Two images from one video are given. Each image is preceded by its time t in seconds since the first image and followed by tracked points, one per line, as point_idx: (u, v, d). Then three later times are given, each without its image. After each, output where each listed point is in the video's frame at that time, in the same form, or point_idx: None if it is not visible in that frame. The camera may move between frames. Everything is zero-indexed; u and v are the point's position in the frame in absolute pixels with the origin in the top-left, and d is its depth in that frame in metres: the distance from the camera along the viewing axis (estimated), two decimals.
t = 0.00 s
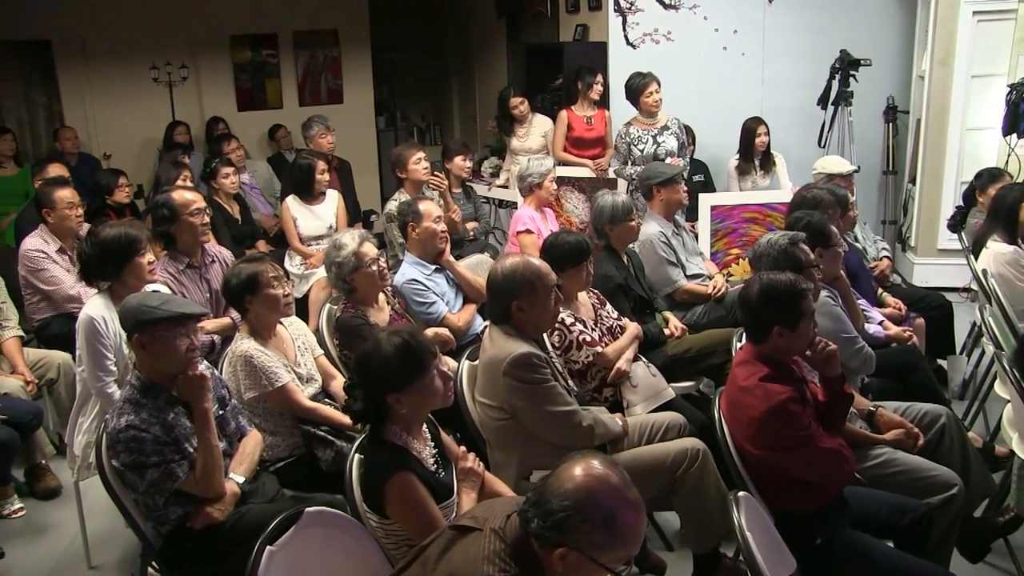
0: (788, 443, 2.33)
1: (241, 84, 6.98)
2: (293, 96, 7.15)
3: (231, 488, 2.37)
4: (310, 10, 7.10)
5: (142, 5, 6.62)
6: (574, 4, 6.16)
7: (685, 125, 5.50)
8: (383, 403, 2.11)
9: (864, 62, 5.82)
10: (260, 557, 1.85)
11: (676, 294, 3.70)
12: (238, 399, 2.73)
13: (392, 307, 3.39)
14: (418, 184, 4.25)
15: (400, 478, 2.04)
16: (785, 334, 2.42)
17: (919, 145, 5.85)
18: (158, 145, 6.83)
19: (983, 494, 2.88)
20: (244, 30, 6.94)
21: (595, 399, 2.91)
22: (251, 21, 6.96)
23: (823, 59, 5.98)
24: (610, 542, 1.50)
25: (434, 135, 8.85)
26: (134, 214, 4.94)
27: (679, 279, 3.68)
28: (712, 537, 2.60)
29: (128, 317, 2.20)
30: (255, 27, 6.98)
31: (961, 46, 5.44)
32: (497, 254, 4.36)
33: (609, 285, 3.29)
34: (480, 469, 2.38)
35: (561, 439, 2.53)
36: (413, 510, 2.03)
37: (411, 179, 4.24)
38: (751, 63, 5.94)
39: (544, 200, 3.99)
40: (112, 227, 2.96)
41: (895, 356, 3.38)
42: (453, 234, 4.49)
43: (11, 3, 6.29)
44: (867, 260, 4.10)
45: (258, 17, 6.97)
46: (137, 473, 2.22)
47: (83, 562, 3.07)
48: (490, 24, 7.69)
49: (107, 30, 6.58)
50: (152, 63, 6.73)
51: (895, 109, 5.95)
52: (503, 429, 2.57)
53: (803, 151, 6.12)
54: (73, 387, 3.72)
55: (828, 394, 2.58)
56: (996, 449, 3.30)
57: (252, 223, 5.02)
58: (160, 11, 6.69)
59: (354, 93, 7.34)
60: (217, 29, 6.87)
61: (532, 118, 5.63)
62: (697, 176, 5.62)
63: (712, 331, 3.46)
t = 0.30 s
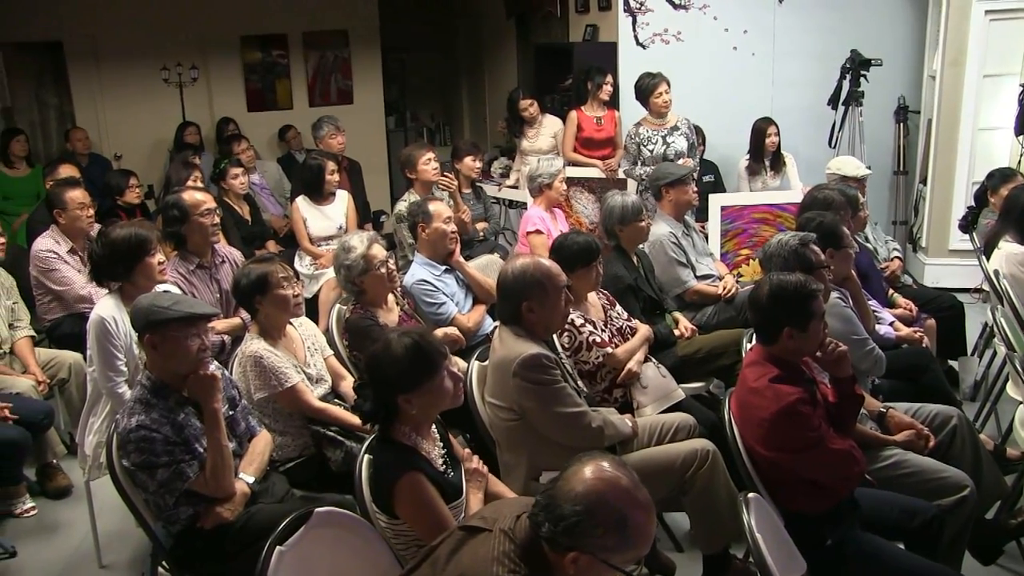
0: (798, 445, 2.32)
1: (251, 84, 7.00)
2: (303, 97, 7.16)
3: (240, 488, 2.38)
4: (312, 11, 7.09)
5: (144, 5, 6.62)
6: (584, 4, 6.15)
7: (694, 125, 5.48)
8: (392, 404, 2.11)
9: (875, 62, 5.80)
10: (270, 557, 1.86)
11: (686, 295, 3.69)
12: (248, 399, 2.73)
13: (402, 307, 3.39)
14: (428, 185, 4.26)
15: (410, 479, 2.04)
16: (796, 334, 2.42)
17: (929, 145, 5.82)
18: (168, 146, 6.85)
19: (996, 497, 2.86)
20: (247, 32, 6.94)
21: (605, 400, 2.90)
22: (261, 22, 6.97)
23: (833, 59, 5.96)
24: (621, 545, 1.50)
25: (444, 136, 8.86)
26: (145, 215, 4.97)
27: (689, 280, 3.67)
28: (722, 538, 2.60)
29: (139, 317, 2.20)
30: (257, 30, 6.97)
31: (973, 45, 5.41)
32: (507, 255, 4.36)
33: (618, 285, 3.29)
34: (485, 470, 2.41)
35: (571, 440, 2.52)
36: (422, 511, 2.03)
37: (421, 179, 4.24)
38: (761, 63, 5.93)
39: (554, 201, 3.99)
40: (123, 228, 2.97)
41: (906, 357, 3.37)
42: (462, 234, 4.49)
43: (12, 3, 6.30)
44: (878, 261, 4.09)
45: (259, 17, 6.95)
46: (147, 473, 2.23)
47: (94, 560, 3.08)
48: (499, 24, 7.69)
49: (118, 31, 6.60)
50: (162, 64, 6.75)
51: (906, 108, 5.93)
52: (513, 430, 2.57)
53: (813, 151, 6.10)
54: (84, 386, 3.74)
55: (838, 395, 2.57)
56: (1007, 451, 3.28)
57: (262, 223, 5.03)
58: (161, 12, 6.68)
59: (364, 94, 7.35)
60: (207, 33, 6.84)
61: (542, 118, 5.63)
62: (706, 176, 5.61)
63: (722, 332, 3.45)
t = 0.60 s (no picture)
0: (808, 448, 2.32)
1: (263, 86, 7.02)
2: (314, 98, 7.19)
3: (251, 488, 2.39)
4: (312, 11, 7.09)
5: (144, 5, 6.62)
6: (595, 6, 6.14)
7: (705, 127, 5.48)
8: (404, 405, 2.12)
9: (887, 64, 5.78)
10: (281, 556, 1.85)
11: (696, 297, 3.69)
12: (258, 400, 2.74)
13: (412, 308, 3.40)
14: (439, 186, 4.26)
15: (420, 480, 2.04)
16: (806, 337, 2.41)
17: (942, 148, 5.79)
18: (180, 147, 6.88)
19: (1009, 502, 2.84)
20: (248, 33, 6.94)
21: (615, 403, 2.90)
22: (273, 23, 7.00)
23: (845, 61, 5.94)
24: (633, 547, 1.50)
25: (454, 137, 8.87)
26: (157, 215, 4.99)
27: (700, 283, 3.67)
28: (732, 541, 2.59)
29: (152, 317, 2.22)
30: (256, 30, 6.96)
31: (986, 47, 5.39)
32: (517, 257, 4.36)
33: (629, 288, 3.29)
34: (494, 471, 2.40)
35: (581, 442, 2.52)
36: (431, 512, 2.04)
37: (432, 181, 4.25)
38: (772, 65, 5.91)
39: (565, 203, 3.99)
40: (135, 228, 2.99)
41: (917, 361, 3.36)
42: (473, 236, 4.50)
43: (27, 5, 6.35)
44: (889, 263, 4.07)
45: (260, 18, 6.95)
46: (159, 472, 2.24)
47: (105, 559, 3.10)
48: (510, 26, 7.69)
49: (131, 33, 6.64)
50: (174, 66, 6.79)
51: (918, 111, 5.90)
52: (523, 432, 2.57)
53: (824, 153, 6.08)
54: (96, 386, 3.77)
55: (849, 398, 2.56)
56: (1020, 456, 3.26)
57: (272, 224, 5.04)
58: (162, 11, 6.69)
59: (374, 95, 7.37)
60: (216, 32, 6.86)
61: (553, 120, 5.63)
62: (717, 178, 5.60)
63: (733, 334, 3.45)
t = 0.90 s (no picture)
0: (823, 451, 2.31)
1: (279, 88, 7.07)
2: (330, 101, 7.22)
3: (266, 489, 2.40)
4: (311, 9, 7.07)
5: (144, 5, 6.62)
6: (610, 8, 6.13)
7: (720, 130, 5.47)
8: (419, 407, 2.13)
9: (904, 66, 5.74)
10: (296, 555, 1.87)
11: (711, 301, 3.68)
12: (275, 401, 2.76)
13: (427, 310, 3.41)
14: (454, 189, 4.28)
15: (434, 482, 2.05)
16: (822, 340, 2.40)
17: (960, 150, 5.76)
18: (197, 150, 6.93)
19: None
20: (245, 33, 6.93)
21: (629, 405, 2.90)
22: (289, 26, 7.04)
23: (862, 63, 5.91)
24: (647, 550, 1.49)
25: (469, 140, 8.88)
26: (175, 217, 5.03)
27: (715, 285, 3.66)
28: (746, 544, 2.58)
29: (170, 317, 2.23)
30: (252, 29, 6.94)
31: (1005, 49, 5.35)
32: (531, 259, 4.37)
33: (644, 290, 3.28)
34: (507, 473, 2.42)
35: (595, 445, 2.52)
36: (445, 513, 2.04)
37: (446, 183, 4.26)
38: (788, 67, 5.89)
39: (580, 205, 3.99)
40: (153, 230, 3.01)
41: (934, 365, 3.34)
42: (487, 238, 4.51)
43: (46, 9, 6.41)
44: (906, 266, 4.05)
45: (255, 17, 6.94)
46: (176, 472, 2.26)
47: (122, 558, 3.12)
48: (525, 28, 7.69)
49: (150, 36, 6.70)
50: (192, 69, 6.84)
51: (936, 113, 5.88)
52: (537, 434, 2.57)
53: (840, 155, 6.06)
54: (113, 386, 3.81)
55: (864, 402, 2.55)
56: None
57: (288, 226, 5.07)
58: (160, 12, 6.68)
59: (389, 98, 7.39)
60: (213, 29, 6.85)
61: (568, 123, 5.64)
62: (732, 181, 5.59)
63: (748, 337, 3.44)
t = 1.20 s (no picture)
0: (839, 454, 2.30)
1: (296, 90, 7.10)
2: (347, 102, 7.24)
3: (283, 488, 2.42)
4: (311, 8, 7.05)
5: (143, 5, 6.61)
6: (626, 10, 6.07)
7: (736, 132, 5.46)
8: (435, 408, 2.14)
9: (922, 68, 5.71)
10: (313, 554, 1.87)
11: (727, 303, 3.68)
12: (291, 401, 2.78)
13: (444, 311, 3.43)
14: (470, 190, 4.29)
15: (450, 482, 2.06)
16: (837, 343, 2.40)
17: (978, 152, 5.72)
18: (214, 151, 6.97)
19: None
20: (241, 31, 6.91)
21: (645, 407, 2.90)
22: (306, 28, 7.07)
23: (879, 64, 5.89)
24: (660, 547, 1.50)
25: (486, 141, 8.90)
26: (193, 218, 5.06)
27: (733, 287, 3.67)
28: (762, 546, 2.57)
29: (188, 317, 2.25)
30: (252, 28, 6.94)
31: None
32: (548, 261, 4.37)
33: (660, 292, 3.28)
34: (523, 473, 2.42)
35: (610, 446, 2.52)
36: (461, 513, 2.05)
37: (463, 185, 4.27)
38: (804, 70, 5.82)
39: (597, 207, 4.00)
40: (171, 231, 3.04)
41: (952, 368, 3.32)
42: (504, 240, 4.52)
43: (66, 11, 6.47)
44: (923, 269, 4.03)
45: (255, 17, 6.93)
46: (193, 471, 2.28)
47: (140, 556, 3.15)
48: (541, 29, 7.69)
49: (168, 38, 6.75)
50: (209, 71, 6.88)
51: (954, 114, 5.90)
52: (553, 435, 2.58)
53: (857, 157, 6.03)
54: (131, 386, 3.85)
55: (881, 404, 2.54)
56: None
57: (305, 227, 5.10)
58: (160, 12, 6.68)
59: (406, 99, 7.41)
60: (213, 29, 6.84)
61: (584, 124, 5.65)
62: (748, 183, 5.57)
63: (764, 339, 3.44)
